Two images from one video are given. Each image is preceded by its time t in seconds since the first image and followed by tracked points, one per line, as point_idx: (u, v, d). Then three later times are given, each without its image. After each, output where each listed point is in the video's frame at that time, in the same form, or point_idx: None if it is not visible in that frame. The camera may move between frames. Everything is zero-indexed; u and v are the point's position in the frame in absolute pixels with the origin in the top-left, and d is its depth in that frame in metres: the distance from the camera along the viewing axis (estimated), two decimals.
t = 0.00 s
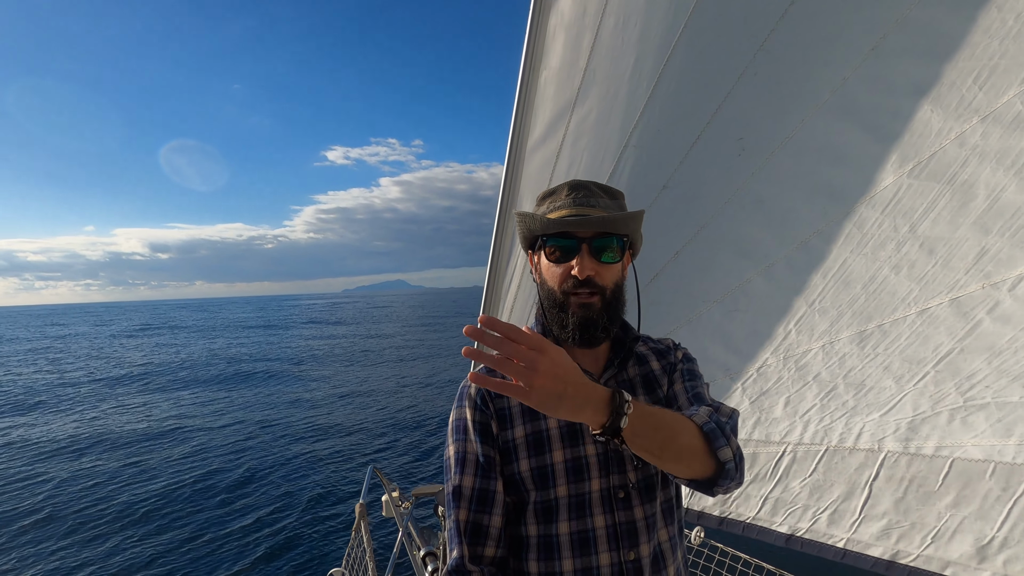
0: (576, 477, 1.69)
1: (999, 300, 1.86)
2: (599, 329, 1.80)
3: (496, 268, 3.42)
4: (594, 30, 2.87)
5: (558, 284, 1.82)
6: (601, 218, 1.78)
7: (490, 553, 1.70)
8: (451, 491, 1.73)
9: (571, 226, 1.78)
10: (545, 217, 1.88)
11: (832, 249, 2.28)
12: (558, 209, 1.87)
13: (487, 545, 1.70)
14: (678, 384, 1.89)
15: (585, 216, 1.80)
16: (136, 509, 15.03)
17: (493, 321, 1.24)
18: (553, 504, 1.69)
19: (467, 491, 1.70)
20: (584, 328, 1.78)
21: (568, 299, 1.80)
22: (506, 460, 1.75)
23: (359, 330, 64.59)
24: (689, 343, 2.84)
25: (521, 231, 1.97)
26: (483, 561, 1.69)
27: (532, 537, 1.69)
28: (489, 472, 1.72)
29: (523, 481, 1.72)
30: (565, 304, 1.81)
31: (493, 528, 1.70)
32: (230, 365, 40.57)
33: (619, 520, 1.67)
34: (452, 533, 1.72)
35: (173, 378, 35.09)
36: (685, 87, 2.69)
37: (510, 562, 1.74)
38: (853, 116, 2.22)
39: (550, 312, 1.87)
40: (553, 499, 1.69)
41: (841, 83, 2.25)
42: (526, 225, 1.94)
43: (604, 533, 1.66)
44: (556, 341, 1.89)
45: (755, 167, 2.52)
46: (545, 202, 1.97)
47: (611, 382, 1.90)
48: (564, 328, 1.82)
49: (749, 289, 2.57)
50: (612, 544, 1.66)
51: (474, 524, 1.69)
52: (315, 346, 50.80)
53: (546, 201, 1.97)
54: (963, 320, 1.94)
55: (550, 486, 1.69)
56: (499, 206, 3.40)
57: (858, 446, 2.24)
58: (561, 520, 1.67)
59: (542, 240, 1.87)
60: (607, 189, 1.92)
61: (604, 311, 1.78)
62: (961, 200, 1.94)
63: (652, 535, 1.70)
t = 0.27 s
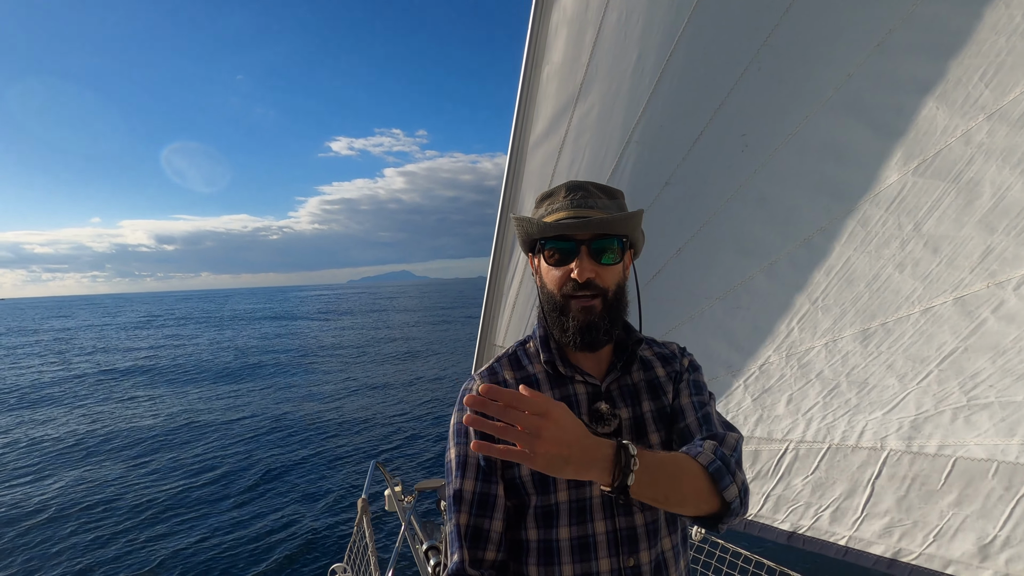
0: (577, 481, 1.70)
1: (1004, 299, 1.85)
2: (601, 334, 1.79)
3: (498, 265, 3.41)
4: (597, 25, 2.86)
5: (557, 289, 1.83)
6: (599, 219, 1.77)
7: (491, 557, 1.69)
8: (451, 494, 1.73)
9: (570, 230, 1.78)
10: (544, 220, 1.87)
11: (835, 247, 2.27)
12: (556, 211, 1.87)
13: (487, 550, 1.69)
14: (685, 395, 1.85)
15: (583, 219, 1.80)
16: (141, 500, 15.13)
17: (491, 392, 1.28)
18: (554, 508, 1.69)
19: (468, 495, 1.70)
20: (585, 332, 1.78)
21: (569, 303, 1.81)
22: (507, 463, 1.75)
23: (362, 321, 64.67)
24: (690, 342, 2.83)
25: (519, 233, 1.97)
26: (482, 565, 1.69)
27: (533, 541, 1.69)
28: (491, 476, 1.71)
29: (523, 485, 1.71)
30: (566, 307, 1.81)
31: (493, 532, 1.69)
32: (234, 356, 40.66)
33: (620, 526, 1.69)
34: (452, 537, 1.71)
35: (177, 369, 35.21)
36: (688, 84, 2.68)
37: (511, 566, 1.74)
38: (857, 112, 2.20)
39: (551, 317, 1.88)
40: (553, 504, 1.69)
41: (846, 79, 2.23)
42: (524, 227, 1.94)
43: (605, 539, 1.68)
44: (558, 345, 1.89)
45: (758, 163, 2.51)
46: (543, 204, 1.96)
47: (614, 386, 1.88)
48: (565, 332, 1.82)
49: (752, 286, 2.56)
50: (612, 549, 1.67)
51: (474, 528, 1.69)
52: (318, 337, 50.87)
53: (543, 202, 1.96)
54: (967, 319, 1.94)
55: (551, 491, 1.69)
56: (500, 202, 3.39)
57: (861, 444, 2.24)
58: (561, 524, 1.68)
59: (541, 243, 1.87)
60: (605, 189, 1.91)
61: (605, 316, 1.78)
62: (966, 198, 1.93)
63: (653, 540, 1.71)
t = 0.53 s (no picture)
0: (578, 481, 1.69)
1: (1004, 303, 1.85)
2: (604, 335, 1.78)
3: (498, 266, 3.42)
4: (598, 27, 2.86)
5: (562, 290, 1.82)
6: (606, 225, 1.76)
7: (493, 556, 1.70)
8: (453, 494, 1.74)
9: (576, 234, 1.77)
10: (550, 221, 1.87)
11: (836, 250, 2.27)
12: (563, 213, 1.87)
13: (489, 549, 1.70)
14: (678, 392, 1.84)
15: (591, 223, 1.80)
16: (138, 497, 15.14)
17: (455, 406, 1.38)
18: (554, 508, 1.69)
19: (470, 493, 1.72)
20: (588, 333, 1.77)
21: (572, 305, 1.80)
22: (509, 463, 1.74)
23: (363, 318, 64.61)
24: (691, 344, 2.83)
25: (523, 234, 1.97)
26: (485, 564, 1.70)
27: (533, 542, 1.69)
28: (493, 475, 1.72)
29: (525, 485, 1.71)
30: (569, 309, 1.80)
31: (495, 531, 1.70)
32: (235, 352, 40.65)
33: (620, 526, 1.68)
34: (454, 536, 1.72)
35: (178, 365, 35.23)
36: (689, 85, 2.68)
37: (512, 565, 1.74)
38: (858, 114, 2.20)
39: (555, 317, 1.86)
40: (554, 504, 1.69)
41: (846, 81, 2.23)
42: (529, 228, 1.93)
43: (605, 539, 1.67)
44: (559, 346, 1.88)
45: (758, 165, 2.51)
46: (548, 205, 1.95)
47: (616, 387, 1.87)
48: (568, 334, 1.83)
49: (752, 288, 2.56)
50: (613, 550, 1.67)
51: (476, 527, 1.70)
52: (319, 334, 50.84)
53: (549, 203, 1.95)
54: (967, 323, 1.94)
55: (552, 491, 1.69)
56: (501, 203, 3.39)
57: (860, 447, 2.23)
58: (562, 525, 1.67)
59: (546, 245, 1.86)
60: (612, 194, 1.91)
61: (608, 318, 1.77)
62: (966, 202, 1.93)
63: (653, 541, 1.70)
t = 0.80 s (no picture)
0: (571, 478, 1.68)
1: (1006, 304, 1.84)
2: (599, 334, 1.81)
3: (498, 271, 3.42)
4: (597, 31, 2.88)
5: (563, 286, 1.81)
6: (617, 224, 1.74)
7: (490, 551, 1.75)
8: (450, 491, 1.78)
9: (586, 231, 1.76)
10: (558, 218, 1.85)
11: (835, 251, 2.27)
12: (571, 209, 1.85)
13: (487, 545, 1.75)
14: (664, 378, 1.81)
15: (599, 222, 1.78)
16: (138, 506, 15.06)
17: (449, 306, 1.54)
18: (548, 504, 1.69)
19: (466, 490, 1.75)
20: (583, 331, 1.80)
21: (572, 302, 1.79)
22: (503, 460, 1.76)
23: (366, 323, 64.56)
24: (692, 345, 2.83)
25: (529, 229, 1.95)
26: (483, 559, 1.75)
27: (529, 538, 1.70)
28: (488, 472, 1.75)
29: (519, 482, 1.74)
30: (569, 307, 1.80)
31: (491, 527, 1.74)
32: (237, 358, 40.63)
33: (615, 521, 1.65)
34: (452, 532, 1.76)
35: (180, 372, 35.25)
36: (688, 88, 2.69)
37: (510, 561, 1.77)
38: (858, 116, 2.20)
39: (551, 315, 1.89)
40: (548, 500, 1.69)
41: (845, 84, 2.23)
42: (535, 223, 1.90)
43: (599, 534, 1.65)
44: (553, 345, 1.95)
45: (758, 168, 2.51)
46: (558, 200, 1.93)
47: (609, 383, 1.92)
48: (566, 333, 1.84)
49: (753, 292, 2.55)
50: (607, 544, 1.64)
51: (473, 523, 1.74)
52: (322, 339, 50.79)
53: (558, 198, 1.93)
54: (970, 323, 1.92)
55: (545, 487, 1.70)
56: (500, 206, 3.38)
57: (862, 451, 2.22)
58: (556, 520, 1.67)
59: (552, 240, 1.84)
60: (621, 195, 1.90)
61: (606, 318, 1.78)
62: (967, 202, 1.93)
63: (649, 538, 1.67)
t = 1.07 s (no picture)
0: (571, 474, 1.68)
1: (1010, 301, 1.83)
2: (597, 329, 1.79)
3: (499, 273, 3.42)
4: (597, 33, 2.88)
5: (557, 284, 1.82)
6: (606, 220, 1.73)
7: (491, 549, 1.72)
8: (450, 487, 1.76)
9: (575, 228, 1.75)
10: (548, 215, 1.84)
11: (838, 250, 2.26)
12: (561, 206, 1.83)
13: (487, 542, 1.71)
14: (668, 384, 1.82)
15: (589, 218, 1.77)
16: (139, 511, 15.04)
17: (456, 336, 1.39)
18: (550, 500, 1.69)
19: (466, 487, 1.73)
20: (582, 327, 1.79)
21: (568, 300, 1.79)
22: (503, 457, 1.76)
23: (370, 327, 64.69)
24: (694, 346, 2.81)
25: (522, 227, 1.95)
26: (483, 557, 1.71)
27: (530, 535, 1.68)
28: (488, 468, 1.73)
29: (520, 477, 1.74)
30: (565, 304, 1.80)
31: (492, 524, 1.71)
32: (242, 362, 40.78)
33: (617, 518, 1.65)
34: (453, 529, 1.73)
35: (185, 376, 35.39)
36: (688, 88, 2.69)
37: (511, 559, 1.75)
38: (859, 115, 2.20)
39: (549, 313, 1.91)
40: (549, 495, 1.69)
41: (846, 82, 2.23)
42: (528, 221, 1.90)
43: (600, 531, 1.64)
44: (553, 341, 1.94)
45: (759, 168, 2.51)
46: (549, 196, 1.92)
47: (610, 379, 1.90)
48: (563, 328, 1.83)
49: (754, 292, 2.54)
50: (609, 541, 1.63)
51: (473, 519, 1.71)
52: (325, 343, 50.85)
53: (550, 194, 1.93)
54: (974, 321, 1.91)
55: (546, 483, 1.69)
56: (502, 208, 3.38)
57: (867, 451, 2.20)
58: (556, 517, 1.67)
59: (545, 238, 1.84)
60: (613, 188, 1.87)
61: (604, 312, 1.78)
62: (970, 199, 1.92)
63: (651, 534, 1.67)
